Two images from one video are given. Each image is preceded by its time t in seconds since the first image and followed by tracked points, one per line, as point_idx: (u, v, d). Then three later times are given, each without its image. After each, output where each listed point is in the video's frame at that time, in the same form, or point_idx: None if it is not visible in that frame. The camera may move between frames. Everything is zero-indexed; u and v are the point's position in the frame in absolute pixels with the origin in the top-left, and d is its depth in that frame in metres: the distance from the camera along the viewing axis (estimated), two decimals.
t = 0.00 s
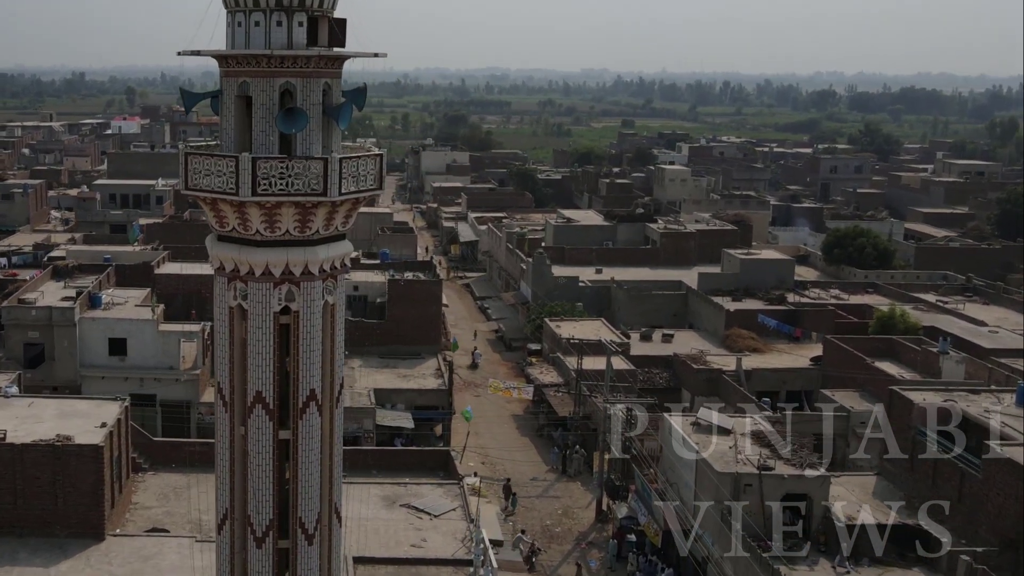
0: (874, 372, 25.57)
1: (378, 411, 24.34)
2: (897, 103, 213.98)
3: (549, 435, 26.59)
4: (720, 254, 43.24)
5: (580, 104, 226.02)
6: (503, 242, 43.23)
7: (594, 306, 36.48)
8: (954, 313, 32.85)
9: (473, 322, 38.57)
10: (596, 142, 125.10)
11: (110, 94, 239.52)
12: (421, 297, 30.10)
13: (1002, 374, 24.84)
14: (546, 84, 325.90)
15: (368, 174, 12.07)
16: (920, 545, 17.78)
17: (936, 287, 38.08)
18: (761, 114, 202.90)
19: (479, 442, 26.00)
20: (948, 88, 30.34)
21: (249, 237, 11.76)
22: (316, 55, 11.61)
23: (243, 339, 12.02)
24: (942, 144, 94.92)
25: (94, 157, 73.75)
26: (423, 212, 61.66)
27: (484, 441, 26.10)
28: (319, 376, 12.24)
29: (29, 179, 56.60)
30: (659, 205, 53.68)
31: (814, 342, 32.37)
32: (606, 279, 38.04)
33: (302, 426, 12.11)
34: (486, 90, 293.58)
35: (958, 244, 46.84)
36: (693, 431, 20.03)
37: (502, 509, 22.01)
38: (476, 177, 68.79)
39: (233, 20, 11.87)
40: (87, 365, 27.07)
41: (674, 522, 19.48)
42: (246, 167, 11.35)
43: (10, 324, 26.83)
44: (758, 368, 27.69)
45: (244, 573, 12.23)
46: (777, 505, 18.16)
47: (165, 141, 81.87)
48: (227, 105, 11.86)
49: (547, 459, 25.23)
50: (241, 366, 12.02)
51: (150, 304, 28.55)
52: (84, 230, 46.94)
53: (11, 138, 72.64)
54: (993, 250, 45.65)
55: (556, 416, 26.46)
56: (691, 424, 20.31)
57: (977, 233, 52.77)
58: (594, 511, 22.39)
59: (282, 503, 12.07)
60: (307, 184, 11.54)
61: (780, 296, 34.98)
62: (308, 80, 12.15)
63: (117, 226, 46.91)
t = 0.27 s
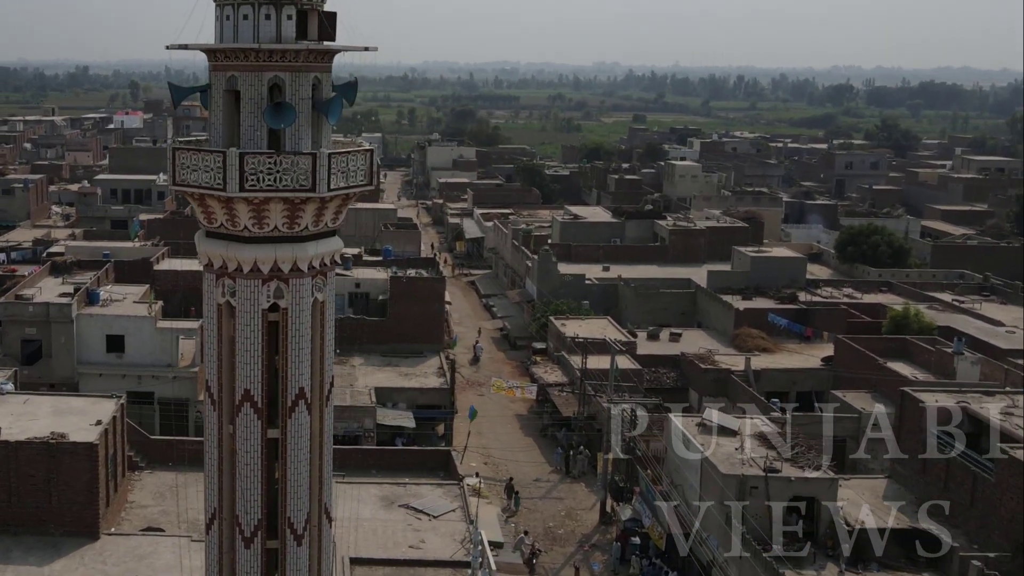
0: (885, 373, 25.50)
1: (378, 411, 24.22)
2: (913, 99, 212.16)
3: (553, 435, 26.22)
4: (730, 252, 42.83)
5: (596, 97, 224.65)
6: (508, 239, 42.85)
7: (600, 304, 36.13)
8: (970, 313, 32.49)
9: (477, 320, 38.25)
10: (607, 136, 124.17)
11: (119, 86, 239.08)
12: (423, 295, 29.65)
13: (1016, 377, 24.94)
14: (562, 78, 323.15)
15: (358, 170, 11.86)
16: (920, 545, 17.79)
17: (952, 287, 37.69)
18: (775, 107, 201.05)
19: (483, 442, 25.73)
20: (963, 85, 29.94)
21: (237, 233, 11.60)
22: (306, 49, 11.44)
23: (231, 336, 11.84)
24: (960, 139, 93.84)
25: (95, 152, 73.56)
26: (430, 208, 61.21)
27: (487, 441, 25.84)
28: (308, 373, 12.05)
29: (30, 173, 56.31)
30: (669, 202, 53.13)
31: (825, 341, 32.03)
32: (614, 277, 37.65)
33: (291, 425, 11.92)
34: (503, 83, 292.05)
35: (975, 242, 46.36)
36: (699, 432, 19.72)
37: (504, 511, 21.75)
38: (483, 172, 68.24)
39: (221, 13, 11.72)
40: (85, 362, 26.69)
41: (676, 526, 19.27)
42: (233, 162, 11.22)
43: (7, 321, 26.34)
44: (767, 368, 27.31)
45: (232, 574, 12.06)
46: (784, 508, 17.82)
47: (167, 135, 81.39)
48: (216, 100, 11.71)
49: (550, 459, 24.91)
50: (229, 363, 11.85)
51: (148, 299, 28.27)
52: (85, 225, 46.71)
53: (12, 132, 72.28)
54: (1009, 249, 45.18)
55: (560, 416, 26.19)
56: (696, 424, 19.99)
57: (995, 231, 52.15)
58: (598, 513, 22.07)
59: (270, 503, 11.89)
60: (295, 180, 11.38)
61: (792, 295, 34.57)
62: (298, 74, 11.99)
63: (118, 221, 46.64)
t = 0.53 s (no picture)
0: (898, 374, 25.00)
1: (379, 410, 23.98)
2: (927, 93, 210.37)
3: (557, 435, 25.94)
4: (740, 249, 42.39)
5: (612, 92, 223.40)
6: (514, 236, 42.46)
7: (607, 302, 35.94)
8: (986, 312, 32.08)
9: (482, 317, 37.93)
10: (619, 131, 123.38)
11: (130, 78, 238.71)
12: (425, 293, 29.18)
13: None
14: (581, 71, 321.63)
15: (348, 165, 11.66)
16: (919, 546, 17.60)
17: (968, 286, 37.25)
18: (790, 102, 199.27)
19: (487, 442, 25.51)
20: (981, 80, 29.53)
21: (224, 229, 11.41)
22: (294, 43, 11.24)
23: (219, 334, 11.64)
24: (979, 135, 92.74)
25: (98, 147, 73.44)
26: (435, 204, 60.82)
27: (490, 441, 25.59)
28: (297, 372, 11.83)
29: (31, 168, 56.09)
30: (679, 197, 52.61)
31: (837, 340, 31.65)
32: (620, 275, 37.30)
33: (279, 424, 11.70)
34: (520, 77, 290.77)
35: (993, 240, 45.84)
36: (705, 433, 19.49)
37: (504, 512, 21.54)
38: (490, 168, 67.72)
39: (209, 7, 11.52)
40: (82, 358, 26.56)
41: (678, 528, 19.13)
42: (220, 158, 11.02)
43: (4, 317, 26.32)
44: (776, 369, 27.01)
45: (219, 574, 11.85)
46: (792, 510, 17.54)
47: (171, 128, 80.97)
48: (203, 95, 11.51)
49: (554, 459, 24.64)
50: (216, 361, 11.65)
51: (147, 296, 28.13)
52: (86, 221, 46.53)
53: (13, 127, 72.03)
54: None
55: (564, 415, 25.90)
56: (701, 426, 19.76)
57: (1013, 228, 51.50)
58: (602, 515, 21.80)
59: (258, 502, 11.67)
60: (283, 175, 11.18)
61: (804, 293, 34.14)
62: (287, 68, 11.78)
63: (119, 217, 46.41)
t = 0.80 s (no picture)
0: (912, 375, 24.71)
1: (379, 409, 23.77)
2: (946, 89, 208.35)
3: (561, 436, 25.70)
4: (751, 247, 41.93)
5: (629, 86, 222.01)
6: (520, 233, 42.10)
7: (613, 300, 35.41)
8: (1002, 312, 31.66)
9: (487, 315, 37.62)
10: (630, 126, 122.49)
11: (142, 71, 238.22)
12: (429, 290, 29.14)
13: None
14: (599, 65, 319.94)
15: (337, 160, 11.44)
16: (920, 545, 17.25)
17: (985, 285, 36.78)
18: (806, 96, 197.48)
19: (491, 442, 25.26)
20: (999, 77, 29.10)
21: (212, 226, 11.23)
22: (283, 37, 11.05)
23: (206, 331, 11.44)
24: (998, 133, 91.57)
25: (98, 141, 73.24)
26: (441, 200, 60.38)
27: (493, 441, 25.37)
28: (286, 370, 11.61)
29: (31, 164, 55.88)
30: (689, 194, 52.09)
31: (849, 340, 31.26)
32: (626, 272, 36.93)
33: (267, 423, 11.49)
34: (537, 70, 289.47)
35: (1010, 238, 45.26)
36: (710, 434, 19.31)
37: (505, 513, 21.33)
38: (497, 164, 67.16)
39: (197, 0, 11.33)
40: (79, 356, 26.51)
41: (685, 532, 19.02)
42: (206, 153, 10.84)
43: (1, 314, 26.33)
44: (786, 369, 26.71)
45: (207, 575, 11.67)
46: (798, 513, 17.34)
47: (174, 122, 80.62)
48: (191, 89, 11.32)
49: (558, 460, 24.37)
50: (204, 358, 11.45)
51: (145, 292, 27.98)
52: (88, 217, 46.39)
53: (14, 121, 71.82)
54: None
55: (568, 415, 25.63)
56: (705, 427, 19.59)
57: None
58: (605, 517, 21.58)
59: (246, 502, 11.48)
60: (270, 171, 10.99)
61: (815, 292, 33.70)
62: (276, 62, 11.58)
63: (120, 213, 46.25)
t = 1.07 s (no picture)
0: (926, 376, 24.33)
1: (379, 408, 23.50)
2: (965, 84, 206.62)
3: (566, 436, 25.43)
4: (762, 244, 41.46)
5: (646, 79, 220.66)
6: (525, 229, 41.67)
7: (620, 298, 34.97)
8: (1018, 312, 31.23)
9: (492, 313, 37.27)
10: (642, 120, 121.64)
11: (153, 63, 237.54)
12: (431, 288, 28.63)
13: None
14: (618, 58, 318.30)
15: (326, 155, 11.21)
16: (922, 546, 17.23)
17: (1001, 285, 36.30)
18: (822, 90, 195.97)
19: (495, 443, 24.99)
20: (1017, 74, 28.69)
21: (199, 222, 11.01)
22: (271, 30, 10.84)
23: (193, 328, 11.22)
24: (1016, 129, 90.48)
25: (99, 136, 72.76)
26: (448, 196, 59.89)
27: (496, 442, 25.14)
28: (275, 367, 11.38)
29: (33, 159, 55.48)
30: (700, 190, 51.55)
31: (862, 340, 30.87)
32: (634, 270, 36.52)
33: (255, 421, 11.26)
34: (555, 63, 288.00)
35: None
36: (716, 435, 19.03)
37: (507, 514, 21.04)
38: (504, 159, 66.52)
39: None
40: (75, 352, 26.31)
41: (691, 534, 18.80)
42: (192, 147, 10.62)
43: None
44: (796, 369, 26.40)
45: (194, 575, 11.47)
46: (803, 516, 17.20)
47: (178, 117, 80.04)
48: (177, 83, 11.11)
49: (562, 462, 24.06)
50: (191, 356, 11.23)
51: (143, 288, 27.78)
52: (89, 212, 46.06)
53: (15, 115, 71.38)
54: None
55: (572, 415, 25.32)
56: (711, 428, 19.32)
57: None
58: (609, 518, 21.31)
59: (233, 501, 11.27)
60: (256, 166, 10.77)
61: (827, 291, 33.24)
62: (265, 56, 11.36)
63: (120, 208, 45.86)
